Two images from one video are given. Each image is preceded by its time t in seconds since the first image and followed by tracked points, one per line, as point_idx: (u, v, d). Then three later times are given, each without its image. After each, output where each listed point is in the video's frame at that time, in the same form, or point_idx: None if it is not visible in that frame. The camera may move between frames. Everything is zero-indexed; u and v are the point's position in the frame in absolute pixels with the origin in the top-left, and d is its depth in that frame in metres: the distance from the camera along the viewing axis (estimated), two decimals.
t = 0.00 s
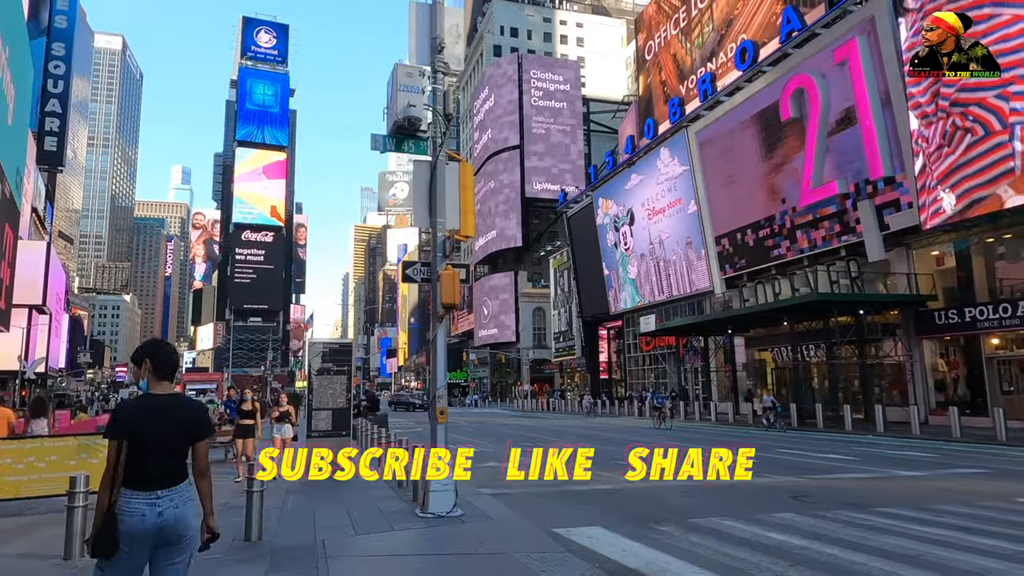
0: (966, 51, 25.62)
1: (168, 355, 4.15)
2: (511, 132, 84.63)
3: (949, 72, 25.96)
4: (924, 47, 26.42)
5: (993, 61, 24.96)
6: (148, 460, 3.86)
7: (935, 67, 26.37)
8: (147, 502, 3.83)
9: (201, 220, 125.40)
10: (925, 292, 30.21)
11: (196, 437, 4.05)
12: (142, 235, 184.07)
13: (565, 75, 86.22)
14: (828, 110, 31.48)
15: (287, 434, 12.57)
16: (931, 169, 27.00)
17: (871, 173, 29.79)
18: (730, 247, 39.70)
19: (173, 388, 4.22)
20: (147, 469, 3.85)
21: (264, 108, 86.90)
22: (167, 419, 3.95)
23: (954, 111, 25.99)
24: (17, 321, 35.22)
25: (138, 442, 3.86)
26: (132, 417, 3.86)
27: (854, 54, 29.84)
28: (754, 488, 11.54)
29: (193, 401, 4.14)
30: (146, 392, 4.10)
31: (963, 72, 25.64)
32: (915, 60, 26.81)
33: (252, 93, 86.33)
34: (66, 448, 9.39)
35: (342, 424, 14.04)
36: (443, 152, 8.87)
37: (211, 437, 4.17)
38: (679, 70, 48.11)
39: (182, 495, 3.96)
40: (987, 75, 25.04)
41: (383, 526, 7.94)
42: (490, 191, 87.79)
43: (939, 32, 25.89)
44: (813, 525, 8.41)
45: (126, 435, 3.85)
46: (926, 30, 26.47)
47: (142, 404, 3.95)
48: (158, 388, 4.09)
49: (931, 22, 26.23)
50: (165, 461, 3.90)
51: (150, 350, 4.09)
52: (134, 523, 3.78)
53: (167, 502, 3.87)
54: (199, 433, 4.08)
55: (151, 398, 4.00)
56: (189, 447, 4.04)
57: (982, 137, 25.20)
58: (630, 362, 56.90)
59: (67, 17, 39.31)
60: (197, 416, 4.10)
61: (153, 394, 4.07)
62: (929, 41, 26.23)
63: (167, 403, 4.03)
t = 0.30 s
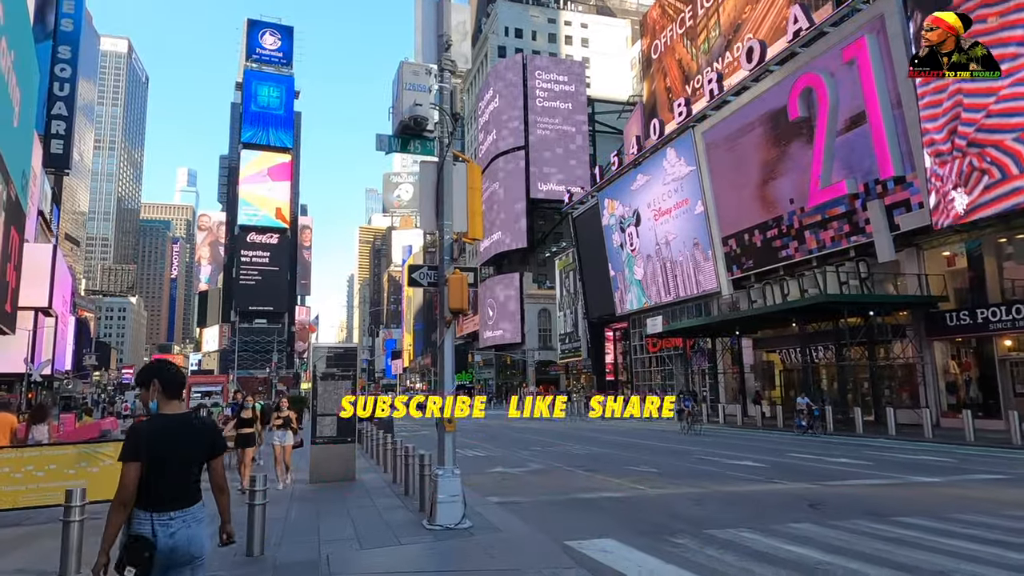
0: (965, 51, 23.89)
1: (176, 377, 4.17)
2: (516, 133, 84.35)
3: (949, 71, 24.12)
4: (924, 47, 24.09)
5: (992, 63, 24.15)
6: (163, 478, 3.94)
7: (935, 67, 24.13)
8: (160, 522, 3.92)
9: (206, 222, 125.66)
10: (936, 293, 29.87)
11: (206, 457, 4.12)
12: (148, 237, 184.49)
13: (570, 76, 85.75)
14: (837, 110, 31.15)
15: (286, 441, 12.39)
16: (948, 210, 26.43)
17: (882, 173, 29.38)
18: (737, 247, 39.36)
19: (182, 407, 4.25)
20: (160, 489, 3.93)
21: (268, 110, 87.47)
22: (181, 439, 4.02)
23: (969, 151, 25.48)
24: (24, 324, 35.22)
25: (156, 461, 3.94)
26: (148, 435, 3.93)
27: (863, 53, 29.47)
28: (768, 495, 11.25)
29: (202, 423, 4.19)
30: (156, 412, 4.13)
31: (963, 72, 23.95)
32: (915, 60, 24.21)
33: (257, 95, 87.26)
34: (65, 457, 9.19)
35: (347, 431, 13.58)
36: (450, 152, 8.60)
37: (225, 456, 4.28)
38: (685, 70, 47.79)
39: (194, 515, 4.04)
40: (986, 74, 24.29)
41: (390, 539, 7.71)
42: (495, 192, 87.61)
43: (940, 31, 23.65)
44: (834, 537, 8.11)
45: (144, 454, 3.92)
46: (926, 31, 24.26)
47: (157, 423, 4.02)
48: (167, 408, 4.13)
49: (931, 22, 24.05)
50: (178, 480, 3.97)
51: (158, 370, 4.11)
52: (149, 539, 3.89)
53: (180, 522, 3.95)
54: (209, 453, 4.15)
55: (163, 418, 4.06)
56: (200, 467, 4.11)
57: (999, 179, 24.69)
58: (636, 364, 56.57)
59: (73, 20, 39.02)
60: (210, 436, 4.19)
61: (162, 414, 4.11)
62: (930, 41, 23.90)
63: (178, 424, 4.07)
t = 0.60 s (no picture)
0: (966, 51, 24.57)
1: (165, 394, 4.22)
2: (518, 133, 84.11)
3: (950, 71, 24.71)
4: (924, 47, 24.96)
5: (992, 62, 24.44)
6: (155, 496, 3.96)
7: (934, 68, 24.82)
8: (155, 537, 3.92)
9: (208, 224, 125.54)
10: (942, 293, 29.60)
11: (200, 470, 4.16)
12: (150, 239, 184.74)
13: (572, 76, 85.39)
14: (841, 109, 30.93)
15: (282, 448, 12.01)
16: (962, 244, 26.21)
17: (887, 173, 29.18)
18: (740, 248, 39.12)
19: (173, 427, 4.31)
20: (153, 505, 3.96)
21: (271, 112, 87.51)
22: (172, 455, 4.06)
23: (985, 187, 25.29)
24: (26, 326, 35.06)
25: (147, 482, 3.96)
26: (139, 454, 3.98)
27: (867, 51, 29.22)
28: (777, 501, 11.01)
29: (194, 438, 4.25)
30: (146, 432, 4.17)
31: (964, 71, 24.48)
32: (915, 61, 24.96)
33: (259, 96, 87.36)
34: (58, 463, 9.00)
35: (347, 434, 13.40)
36: (451, 151, 8.45)
37: (216, 470, 4.29)
38: (688, 69, 47.63)
39: (190, 530, 4.04)
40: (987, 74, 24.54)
41: (392, 547, 7.50)
42: (497, 193, 87.47)
43: (939, 32, 24.55)
44: (846, 544, 7.93)
45: (133, 475, 3.95)
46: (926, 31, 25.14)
47: (150, 442, 4.07)
48: (158, 427, 4.17)
49: (931, 23, 24.92)
50: (172, 496, 4.00)
51: (150, 388, 4.18)
52: (144, 554, 3.88)
53: (176, 536, 3.96)
54: (202, 466, 4.19)
55: (154, 436, 4.11)
56: (194, 482, 4.14)
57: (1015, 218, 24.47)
58: (639, 364, 56.35)
59: (76, 23, 39.34)
60: (202, 452, 4.23)
61: (153, 432, 4.16)
62: (929, 41, 24.84)
63: (169, 441, 4.12)
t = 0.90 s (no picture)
0: (966, 51, 24.82)
1: (149, 396, 3.95)
2: (516, 133, 83.79)
3: (950, 71, 24.93)
4: (924, 48, 25.22)
5: (993, 62, 24.61)
6: (131, 503, 3.70)
7: (935, 67, 25.03)
8: (131, 547, 3.67)
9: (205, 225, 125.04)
10: (944, 291, 29.37)
11: (180, 476, 3.89)
12: (147, 241, 184.22)
13: (570, 75, 85.09)
14: (842, 106, 30.67)
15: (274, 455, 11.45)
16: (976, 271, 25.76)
17: (888, 170, 28.94)
18: (740, 247, 38.84)
19: (155, 430, 4.04)
20: (130, 511, 3.70)
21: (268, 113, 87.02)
22: (150, 457, 3.79)
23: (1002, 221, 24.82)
24: (21, 328, 34.61)
25: (122, 485, 3.69)
26: (113, 458, 3.69)
27: (867, 48, 28.96)
28: (783, 505, 10.73)
29: (176, 444, 3.98)
30: (125, 435, 3.90)
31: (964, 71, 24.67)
32: (916, 61, 25.24)
33: (256, 97, 87.04)
34: (41, 470, 8.70)
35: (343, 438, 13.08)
36: (448, 146, 8.15)
37: (197, 476, 4.03)
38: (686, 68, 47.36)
39: (168, 540, 3.80)
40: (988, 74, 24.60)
41: (387, 558, 7.17)
42: (495, 193, 87.17)
43: (940, 32, 24.87)
44: (860, 553, 7.63)
45: (107, 480, 3.68)
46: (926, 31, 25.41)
47: (126, 445, 3.79)
48: (138, 429, 3.90)
49: (931, 23, 25.20)
50: (152, 506, 3.76)
51: (132, 391, 3.89)
52: (118, 567, 3.63)
53: (154, 545, 3.71)
54: (183, 473, 3.92)
55: (131, 440, 3.82)
56: (173, 490, 3.88)
57: None
58: (638, 364, 56.07)
59: (71, 23, 38.95)
60: (182, 456, 3.96)
61: (132, 436, 3.88)
62: (929, 41, 25.14)
63: (147, 447, 3.83)
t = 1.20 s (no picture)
0: (966, 51, 24.45)
1: (160, 403, 3.95)
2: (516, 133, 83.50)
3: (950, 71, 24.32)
4: (924, 47, 23.98)
5: (993, 62, 24.73)
6: (140, 512, 3.70)
7: (934, 67, 23.59)
8: (138, 554, 3.66)
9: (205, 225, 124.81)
10: (949, 289, 29.19)
11: (186, 486, 3.87)
12: (148, 241, 184.06)
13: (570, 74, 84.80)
14: (846, 103, 30.46)
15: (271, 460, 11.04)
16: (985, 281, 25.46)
17: (893, 167, 28.72)
18: (743, 244, 38.61)
19: (163, 439, 4.01)
20: (140, 520, 3.70)
21: (269, 112, 87.15)
22: (158, 464, 3.79)
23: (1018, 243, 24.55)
24: (21, 328, 34.40)
25: (132, 491, 3.68)
26: (124, 465, 3.69)
27: (871, 43, 28.70)
28: (795, 506, 10.51)
29: (182, 452, 3.95)
30: (134, 443, 3.88)
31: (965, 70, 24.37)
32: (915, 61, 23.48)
33: (256, 96, 86.76)
34: (38, 474, 8.48)
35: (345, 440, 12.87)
36: (452, 139, 7.93)
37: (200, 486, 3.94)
38: (688, 66, 47.14)
39: (172, 547, 3.78)
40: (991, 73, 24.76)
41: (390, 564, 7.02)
42: (496, 192, 86.96)
43: (940, 32, 23.73)
44: (878, 557, 7.42)
45: (116, 486, 3.68)
46: (926, 31, 24.26)
47: (134, 452, 3.78)
48: (146, 438, 3.89)
49: (931, 22, 24.01)
50: (158, 514, 3.75)
51: (143, 397, 3.90)
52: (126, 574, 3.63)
53: (160, 553, 3.71)
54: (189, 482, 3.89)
55: (139, 447, 3.82)
56: (179, 500, 3.86)
57: None
58: (640, 363, 55.84)
59: (71, 23, 38.84)
60: (187, 463, 3.91)
61: (140, 443, 3.87)
62: (929, 41, 23.92)
63: (156, 455, 3.82)
